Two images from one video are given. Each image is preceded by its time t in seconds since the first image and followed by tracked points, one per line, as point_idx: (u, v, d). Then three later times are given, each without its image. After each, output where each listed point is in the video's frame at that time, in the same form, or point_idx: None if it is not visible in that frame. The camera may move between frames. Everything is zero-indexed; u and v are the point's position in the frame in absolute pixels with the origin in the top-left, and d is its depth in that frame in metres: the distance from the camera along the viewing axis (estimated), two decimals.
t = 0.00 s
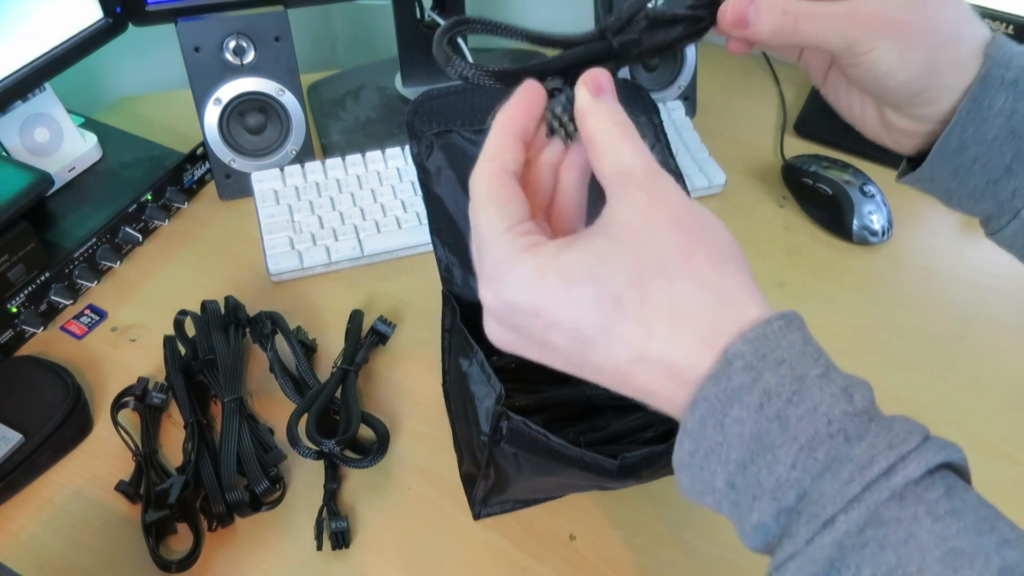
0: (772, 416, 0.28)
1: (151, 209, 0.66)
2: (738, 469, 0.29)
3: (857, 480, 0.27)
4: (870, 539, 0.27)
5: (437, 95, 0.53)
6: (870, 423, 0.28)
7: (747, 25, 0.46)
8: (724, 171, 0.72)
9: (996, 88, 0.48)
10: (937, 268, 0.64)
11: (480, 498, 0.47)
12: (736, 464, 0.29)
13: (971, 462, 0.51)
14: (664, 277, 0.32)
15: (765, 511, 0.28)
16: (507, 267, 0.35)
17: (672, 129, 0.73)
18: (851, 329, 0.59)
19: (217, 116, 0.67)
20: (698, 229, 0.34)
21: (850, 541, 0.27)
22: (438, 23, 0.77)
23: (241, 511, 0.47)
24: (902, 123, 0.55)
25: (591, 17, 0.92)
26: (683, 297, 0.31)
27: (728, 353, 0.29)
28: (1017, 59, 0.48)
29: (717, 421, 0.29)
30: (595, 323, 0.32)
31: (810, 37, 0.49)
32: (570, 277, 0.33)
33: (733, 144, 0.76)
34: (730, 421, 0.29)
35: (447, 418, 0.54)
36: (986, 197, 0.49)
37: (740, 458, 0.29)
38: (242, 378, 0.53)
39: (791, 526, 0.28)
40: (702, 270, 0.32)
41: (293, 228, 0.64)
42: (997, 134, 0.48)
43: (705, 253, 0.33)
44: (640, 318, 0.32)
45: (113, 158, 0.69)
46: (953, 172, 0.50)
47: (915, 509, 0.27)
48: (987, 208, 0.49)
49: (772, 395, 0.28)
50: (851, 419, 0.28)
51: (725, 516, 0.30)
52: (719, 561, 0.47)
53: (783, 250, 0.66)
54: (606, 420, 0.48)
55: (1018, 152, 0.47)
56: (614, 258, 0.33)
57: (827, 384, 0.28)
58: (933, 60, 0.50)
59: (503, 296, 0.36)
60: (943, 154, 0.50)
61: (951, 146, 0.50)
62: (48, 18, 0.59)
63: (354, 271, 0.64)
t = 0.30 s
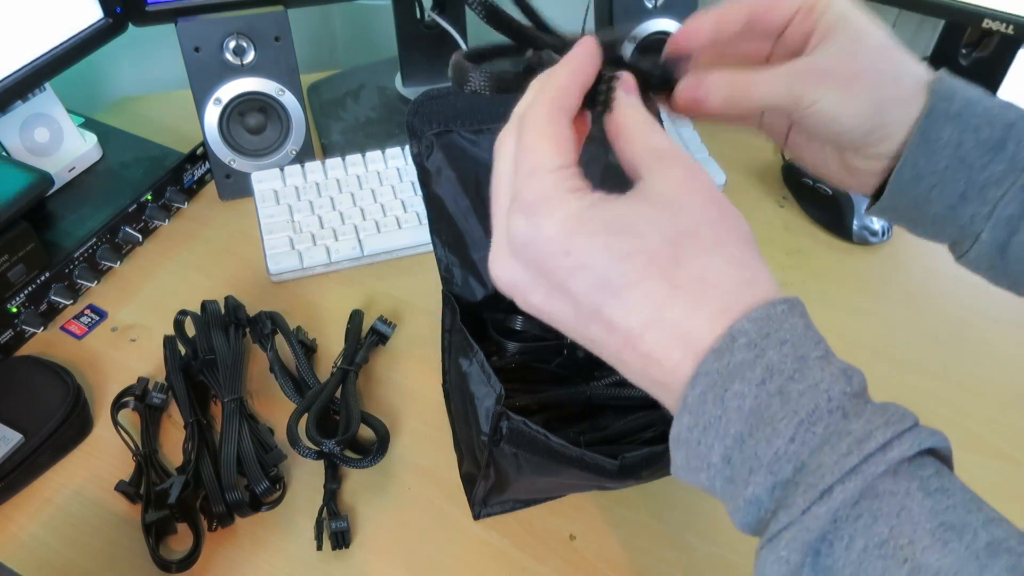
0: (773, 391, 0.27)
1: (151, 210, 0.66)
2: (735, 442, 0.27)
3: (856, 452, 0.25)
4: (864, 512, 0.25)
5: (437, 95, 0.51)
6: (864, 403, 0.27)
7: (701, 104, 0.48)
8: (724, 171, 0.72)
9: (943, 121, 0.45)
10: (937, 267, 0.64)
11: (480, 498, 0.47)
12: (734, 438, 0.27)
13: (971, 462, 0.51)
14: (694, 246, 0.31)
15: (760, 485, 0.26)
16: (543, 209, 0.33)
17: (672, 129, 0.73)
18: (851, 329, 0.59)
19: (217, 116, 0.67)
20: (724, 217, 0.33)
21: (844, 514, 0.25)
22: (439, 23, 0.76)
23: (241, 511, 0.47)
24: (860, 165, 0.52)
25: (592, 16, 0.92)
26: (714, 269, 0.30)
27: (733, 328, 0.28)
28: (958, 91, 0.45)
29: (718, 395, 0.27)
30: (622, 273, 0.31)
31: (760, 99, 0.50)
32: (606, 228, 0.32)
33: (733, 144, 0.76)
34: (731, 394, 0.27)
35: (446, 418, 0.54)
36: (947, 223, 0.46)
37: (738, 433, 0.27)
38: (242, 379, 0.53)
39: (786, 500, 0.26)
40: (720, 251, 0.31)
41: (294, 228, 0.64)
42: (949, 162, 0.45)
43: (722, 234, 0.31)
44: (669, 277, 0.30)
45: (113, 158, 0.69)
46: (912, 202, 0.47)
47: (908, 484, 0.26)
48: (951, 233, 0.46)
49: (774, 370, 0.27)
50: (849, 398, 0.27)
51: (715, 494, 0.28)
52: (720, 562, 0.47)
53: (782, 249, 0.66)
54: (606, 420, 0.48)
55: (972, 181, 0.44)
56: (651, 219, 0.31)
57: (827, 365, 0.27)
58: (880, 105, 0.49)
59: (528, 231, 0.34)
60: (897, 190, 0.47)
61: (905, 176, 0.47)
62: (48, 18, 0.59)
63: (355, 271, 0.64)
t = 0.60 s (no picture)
0: (671, 501, 0.26)
1: (151, 210, 0.66)
2: (651, 560, 0.26)
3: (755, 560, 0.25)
4: None
5: (439, 96, 0.53)
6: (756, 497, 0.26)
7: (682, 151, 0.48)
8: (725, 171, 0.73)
9: (915, 172, 0.49)
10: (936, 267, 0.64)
11: (480, 497, 0.48)
12: (645, 561, 0.26)
13: (971, 462, 0.51)
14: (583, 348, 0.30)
15: None
16: (445, 364, 0.33)
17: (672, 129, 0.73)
18: (851, 329, 0.59)
19: (217, 116, 0.67)
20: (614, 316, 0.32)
21: None
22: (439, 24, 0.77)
23: (241, 511, 0.47)
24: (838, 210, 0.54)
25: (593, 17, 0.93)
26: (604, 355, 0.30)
27: (627, 436, 0.28)
28: (927, 142, 0.49)
29: (621, 519, 0.27)
30: (517, 373, 0.31)
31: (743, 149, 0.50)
32: (494, 339, 0.32)
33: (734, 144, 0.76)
34: (637, 509, 0.27)
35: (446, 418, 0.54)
36: (928, 265, 0.50)
37: (649, 550, 0.26)
38: (242, 379, 0.53)
39: None
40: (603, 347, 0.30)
41: (294, 228, 0.64)
42: (923, 213, 0.49)
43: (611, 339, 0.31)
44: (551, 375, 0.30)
45: (113, 159, 0.69)
46: (894, 249, 0.51)
47: None
48: (932, 274, 0.50)
49: (658, 468, 0.27)
50: (744, 496, 0.26)
51: None
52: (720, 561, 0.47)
53: (783, 250, 0.66)
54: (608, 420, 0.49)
55: (950, 225, 0.48)
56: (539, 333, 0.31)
57: (718, 465, 0.27)
58: (858, 157, 0.50)
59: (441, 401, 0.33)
60: (880, 238, 0.51)
61: (884, 230, 0.50)
62: (48, 18, 0.59)
63: (355, 271, 0.64)
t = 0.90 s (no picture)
0: (567, 538, 0.29)
1: (151, 209, 0.66)
2: None
3: None
4: None
5: (438, 95, 0.52)
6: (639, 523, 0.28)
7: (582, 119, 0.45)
8: (725, 171, 0.73)
9: (800, 107, 0.47)
10: (937, 267, 0.64)
11: (480, 497, 0.48)
12: None
13: (970, 461, 0.51)
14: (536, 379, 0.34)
15: None
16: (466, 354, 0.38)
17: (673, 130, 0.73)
18: (851, 329, 0.59)
19: (217, 116, 0.67)
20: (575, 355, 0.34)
21: None
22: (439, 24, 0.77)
23: (241, 511, 0.47)
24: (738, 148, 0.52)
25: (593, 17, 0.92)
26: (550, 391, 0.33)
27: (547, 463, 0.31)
28: (812, 72, 0.47)
29: (531, 544, 0.30)
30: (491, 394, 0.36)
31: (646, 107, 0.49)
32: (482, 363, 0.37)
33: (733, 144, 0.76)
34: (538, 543, 0.30)
35: (446, 419, 0.54)
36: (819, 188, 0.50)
37: None
38: (242, 378, 0.53)
39: None
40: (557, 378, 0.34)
41: (294, 228, 0.64)
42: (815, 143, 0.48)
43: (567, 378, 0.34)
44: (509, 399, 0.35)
45: (113, 159, 0.69)
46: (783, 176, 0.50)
47: None
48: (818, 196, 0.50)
49: (552, 499, 0.30)
50: (630, 525, 0.28)
51: None
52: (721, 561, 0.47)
53: (782, 249, 0.66)
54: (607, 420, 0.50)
55: (836, 154, 0.48)
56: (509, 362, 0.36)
57: (608, 499, 0.29)
58: (757, 104, 0.49)
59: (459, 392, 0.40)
60: (768, 168, 0.50)
61: (772, 158, 0.49)
62: (48, 18, 0.59)
63: (355, 271, 0.64)
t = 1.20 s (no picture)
0: (447, 435, 0.28)
1: (151, 210, 0.66)
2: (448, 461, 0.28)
3: (515, 459, 0.27)
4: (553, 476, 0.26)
5: (438, 96, 0.52)
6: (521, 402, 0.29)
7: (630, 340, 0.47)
8: (725, 171, 0.73)
9: (815, 243, 0.41)
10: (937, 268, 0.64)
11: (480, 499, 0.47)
12: (437, 493, 0.28)
13: (970, 461, 0.51)
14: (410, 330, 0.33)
15: (467, 485, 0.27)
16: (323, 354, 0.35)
17: (672, 130, 0.73)
18: (851, 329, 0.59)
19: (217, 116, 0.67)
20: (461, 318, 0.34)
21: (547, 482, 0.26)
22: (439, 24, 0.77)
23: (241, 511, 0.47)
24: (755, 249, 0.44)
25: (592, 17, 0.93)
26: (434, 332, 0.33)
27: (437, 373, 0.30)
28: (819, 208, 0.41)
29: (413, 455, 0.29)
30: (353, 345, 0.34)
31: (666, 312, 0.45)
32: (349, 324, 0.34)
33: (733, 145, 0.76)
34: (430, 417, 0.29)
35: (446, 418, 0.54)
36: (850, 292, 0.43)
37: (431, 481, 0.28)
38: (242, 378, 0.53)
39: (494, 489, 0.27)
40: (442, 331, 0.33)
41: (294, 228, 0.64)
42: (838, 265, 0.42)
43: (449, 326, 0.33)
44: (383, 344, 0.33)
45: (113, 159, 0.69)
46: (818, 284, 0.43)
47: (561, 466, 0.27)
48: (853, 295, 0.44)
49: (450, 386, 0.29)
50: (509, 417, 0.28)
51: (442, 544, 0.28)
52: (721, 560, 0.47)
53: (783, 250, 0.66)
54: (606, 422, 0.49)
55: (861, 277, 0.42)
56: (379, 319, 0.34)
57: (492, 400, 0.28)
58: (752, 265, 0.42)
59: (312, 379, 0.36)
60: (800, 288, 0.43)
61: (803, 277, 0.42)
62: (48, 18, 0.59)
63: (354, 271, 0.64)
